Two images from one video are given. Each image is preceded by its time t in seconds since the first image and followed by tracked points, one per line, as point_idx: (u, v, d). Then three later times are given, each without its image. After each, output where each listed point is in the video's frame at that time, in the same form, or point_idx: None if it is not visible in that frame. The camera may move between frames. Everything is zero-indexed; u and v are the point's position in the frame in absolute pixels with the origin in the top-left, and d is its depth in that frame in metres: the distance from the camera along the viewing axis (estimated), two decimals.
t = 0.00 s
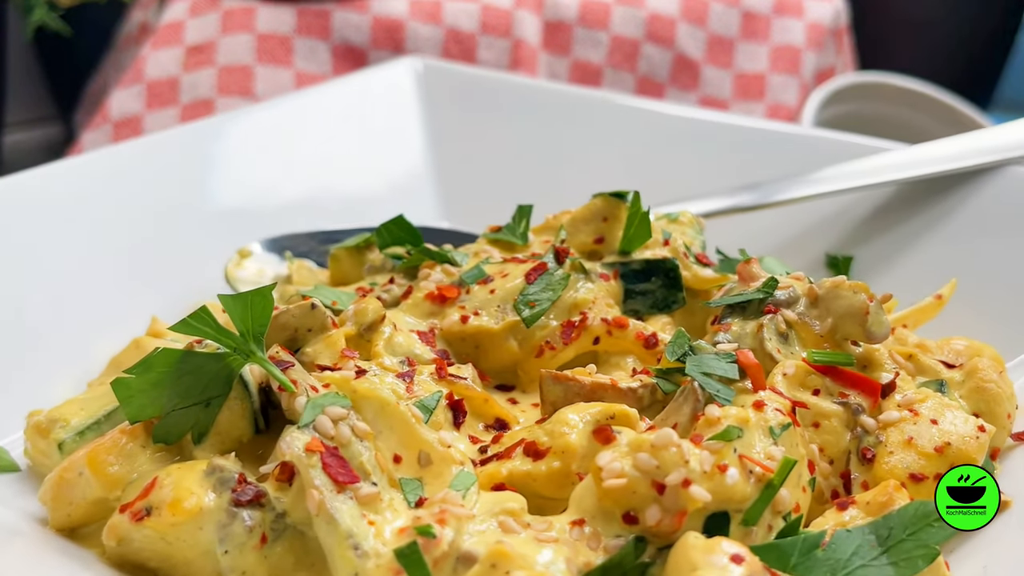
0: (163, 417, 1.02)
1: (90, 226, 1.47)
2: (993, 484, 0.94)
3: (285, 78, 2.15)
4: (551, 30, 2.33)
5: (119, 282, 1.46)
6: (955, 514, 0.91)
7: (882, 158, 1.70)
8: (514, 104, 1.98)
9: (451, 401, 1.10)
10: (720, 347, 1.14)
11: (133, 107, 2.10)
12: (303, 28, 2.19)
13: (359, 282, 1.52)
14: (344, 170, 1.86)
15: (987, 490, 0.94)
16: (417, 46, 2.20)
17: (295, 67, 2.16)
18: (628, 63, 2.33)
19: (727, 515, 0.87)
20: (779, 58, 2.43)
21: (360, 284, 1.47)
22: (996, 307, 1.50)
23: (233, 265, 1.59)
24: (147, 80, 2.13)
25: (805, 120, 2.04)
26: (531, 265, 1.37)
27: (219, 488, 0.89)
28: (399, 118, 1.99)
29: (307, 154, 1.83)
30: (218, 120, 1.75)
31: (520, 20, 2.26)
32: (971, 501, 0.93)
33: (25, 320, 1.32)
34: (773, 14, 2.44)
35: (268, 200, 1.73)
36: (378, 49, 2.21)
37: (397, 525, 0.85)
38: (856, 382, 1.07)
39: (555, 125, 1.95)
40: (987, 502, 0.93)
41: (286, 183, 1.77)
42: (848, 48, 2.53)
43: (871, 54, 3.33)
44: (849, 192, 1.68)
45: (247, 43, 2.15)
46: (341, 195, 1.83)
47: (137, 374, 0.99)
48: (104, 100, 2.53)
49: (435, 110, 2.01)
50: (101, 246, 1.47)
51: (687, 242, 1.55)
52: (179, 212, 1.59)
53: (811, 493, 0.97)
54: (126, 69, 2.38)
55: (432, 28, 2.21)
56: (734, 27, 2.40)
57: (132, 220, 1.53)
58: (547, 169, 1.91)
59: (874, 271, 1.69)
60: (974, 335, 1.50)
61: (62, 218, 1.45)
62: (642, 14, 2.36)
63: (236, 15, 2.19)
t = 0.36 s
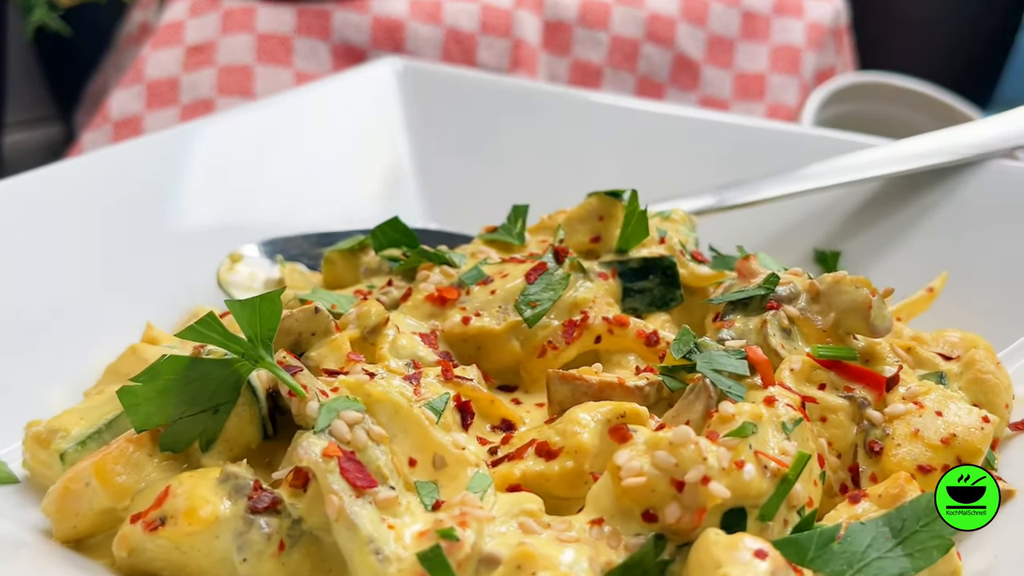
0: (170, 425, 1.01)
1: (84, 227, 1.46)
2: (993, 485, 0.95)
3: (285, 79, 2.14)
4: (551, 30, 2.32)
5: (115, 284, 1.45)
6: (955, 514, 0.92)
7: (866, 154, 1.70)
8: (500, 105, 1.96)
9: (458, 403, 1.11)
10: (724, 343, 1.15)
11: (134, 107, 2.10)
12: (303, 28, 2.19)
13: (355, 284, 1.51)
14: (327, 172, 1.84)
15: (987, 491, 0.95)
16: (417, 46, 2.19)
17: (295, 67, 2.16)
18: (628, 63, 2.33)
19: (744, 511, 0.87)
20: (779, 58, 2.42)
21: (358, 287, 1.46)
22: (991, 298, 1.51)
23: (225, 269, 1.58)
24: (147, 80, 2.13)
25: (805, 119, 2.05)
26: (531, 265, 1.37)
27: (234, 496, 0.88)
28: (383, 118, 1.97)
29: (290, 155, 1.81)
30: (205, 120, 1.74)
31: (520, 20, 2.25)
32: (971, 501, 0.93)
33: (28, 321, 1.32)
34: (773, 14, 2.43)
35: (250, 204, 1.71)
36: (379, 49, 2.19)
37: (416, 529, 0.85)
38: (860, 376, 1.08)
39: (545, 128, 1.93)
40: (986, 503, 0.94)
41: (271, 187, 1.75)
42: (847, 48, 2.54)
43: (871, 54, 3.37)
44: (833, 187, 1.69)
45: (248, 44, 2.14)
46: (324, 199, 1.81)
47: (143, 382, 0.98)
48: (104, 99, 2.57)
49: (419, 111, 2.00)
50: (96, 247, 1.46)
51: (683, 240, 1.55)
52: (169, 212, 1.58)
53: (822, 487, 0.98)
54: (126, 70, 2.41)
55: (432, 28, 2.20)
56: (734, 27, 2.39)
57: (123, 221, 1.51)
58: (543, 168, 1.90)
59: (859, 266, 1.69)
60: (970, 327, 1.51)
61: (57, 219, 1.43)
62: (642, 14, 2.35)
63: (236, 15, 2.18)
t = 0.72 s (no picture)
0: (178, 433, 0.99)
1: (76, 231, 1.45)
2: (993, 484, 0.96)
3: (285, 78, 2.16)
4: (551, 30, 2.32)
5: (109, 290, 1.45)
6: (955, 514, 0.89)
7: (849, 150, 1.71)
8: (488, 106, 1.95)
9: (466, 404, 1.10)
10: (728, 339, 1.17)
11: (134, 107, 2.12)
12: (303, 28, 2.20)
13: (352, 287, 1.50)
14: (312, 176, 1.83)
15: (988, 491, 0.95)
16: (417, 46, 2.20)
17: (295, 67, 2.17)
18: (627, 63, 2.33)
19: (759, 506, 0.88)
20: (779, 58, 2.41)
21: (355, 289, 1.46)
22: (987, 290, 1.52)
23: (218, 274, 1.56)
24: (147, 81, 2.15)
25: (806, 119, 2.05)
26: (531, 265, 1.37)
27: (251, 502, 0.88)
28: (365, 119, 1.96)
29: (274, 158, 1.80)
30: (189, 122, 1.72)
31: (520, 20, 2.26)
32: (970, 502, 0.92)
33: (24, 327, 1.31)
34: (773, 14, 2.43)
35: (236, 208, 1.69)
36: (379, 48, 2.20)
37: (435, 532, 0.85)
38: (864, 370, 1.09)
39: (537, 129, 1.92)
40: (986, 503, 0.94)
41: (257, 190, 1.74)
42: (848, 48, 2.53)
43: (871, 55, 3.27)
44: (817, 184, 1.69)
45: (248, 44, 2.16)
46: (310, 203, 1.80)
47: (151, 390, 0.97)
48: (104, 99, 2.59)
49: (404, 112, 1.98)
50: (87, 252, 1.45)
51: (679, 238, 1.55)
52: (160, 217, 1.57)
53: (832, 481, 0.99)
54: (126, 70, 2.43)
55: (432, 28, 2.21)
56: (734, 26, 2.39)
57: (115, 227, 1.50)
58: (540, 169, 1.89)
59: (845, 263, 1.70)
60: (964, 320, 1.52)
61: (49, 223, 1.42)
62: (642, 14, 2.36)
63: (236, 14, 2.20)
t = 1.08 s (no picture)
0: (185, 440, 0.99)
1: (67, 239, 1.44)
2: (992, 484, 0.96)
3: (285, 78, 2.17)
4: (551, 30, 2.33)
5: (101, 297, 1.43)
6: (955, 514, 0.89)
7: (833, 147, 1.73)
8: (475, 106, 1.94)
9: (473, 405, 1.10)
10: (730, 336, 1.18)
11: (133, 107, 2.15)
12: (303, 28, 2.21)
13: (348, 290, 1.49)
14: (299, 178, 1.83)
15: (988, 491, 0.95)
16: (417, 46, 2.20)
17: (295, 67, 2.19)
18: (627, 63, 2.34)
19: (772, 502, 0.89)
20: (779, 58, 2.43)
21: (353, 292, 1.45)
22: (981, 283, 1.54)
23: (212, 277, 1.54)
24: (147, 80, 2.18)
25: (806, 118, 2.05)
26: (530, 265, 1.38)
27: (266, 508, 0.87)
28: (349, 122, 1.95)
29: (260, 161, 1.79)
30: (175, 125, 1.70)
31: (520, 20, 2.26)
32: (971, 501, 0.92)
33: (19, 331, 1.31)
34: (773, 14, 2.44)
35: (224, 212, 1.68)
36: (378, 49, 2.20)
37: (452, 534, 0.85)
38: (867, 364, 1.11)
39: (526, 128, 1.90)
40: (986, 503, 0.94)
41: (244, 193, 1.73)
42: (848, 48, 2.54)
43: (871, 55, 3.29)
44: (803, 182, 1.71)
45: (248, 44, 2.17)
46: (298, 207, 1.79)
47: (158, 398, 0.96)
48: (104, 100, 2.61)
49: (390, 113, 1.98)
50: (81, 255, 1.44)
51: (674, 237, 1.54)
52: (150, 223, 1.55)
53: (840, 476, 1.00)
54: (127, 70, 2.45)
55: (432, 28, 2.21)
56: (734, 26, 2.40)
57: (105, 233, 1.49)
58: (537, 169, 1.87)
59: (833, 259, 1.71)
60: (957, 314, 1.54)
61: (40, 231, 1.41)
62: (642, 14, 2.37)
63: (236, 15, 2.21)
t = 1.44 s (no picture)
0: (195, 448, 0.98)
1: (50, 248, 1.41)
2: (993, 484, 0.95)
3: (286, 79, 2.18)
4: (551, 30, 2.34)
5: (88, 312, 1.40)
6: (955, 514, 0.90)
7: (816, 144, 1.74)
8: (459, 106, 1.94)
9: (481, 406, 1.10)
10: (733, 332, 1.19)
11: (133, 107, 2.16)
12: (303, 28, 2.21)
13: (346, 293, 1.48)
14: (286, 181, 1.81)
15: (988, 491, 0.95)
16: (417, 47, 2.20)
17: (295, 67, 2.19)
18: (627, 62, 2.35)
19: (786, 496, 0.89)
20: (779, 58, 2.45)
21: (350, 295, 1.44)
22: (973, 277, 1.56)
23: (204, 281, 1.53)
24: (147, 80, 2.18)
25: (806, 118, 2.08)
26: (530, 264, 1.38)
27: (283, 514, 0.87)
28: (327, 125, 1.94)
29: (242, 164, 1.76)
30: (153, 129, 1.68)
31: (520, 20, 2.26)
32: (971, 502, 0.92)
33: (14, 336, 1.30)
34: (773, 14, 2.46)
35: (206, 217, 1.65)
36: (378, 49, 2.20)
37: (472, 536, 0.85)
38: (869, 358, 1.11)
39: (524, 126, 1.90)
40: (986, 502, 0.94)
41: (227, 198, 1.70)
42: (848, 48, 2.57)
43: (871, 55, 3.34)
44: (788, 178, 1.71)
45: (248, 44, 2.18)
46: (282, 211, 1.77)
47: (168, 405, 0.95)
48: (104, 101, 2.62)
49: (376, 116, 1.97)
50: (73, 258, 1.43)
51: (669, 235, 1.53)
52: (133, 231, 1.53)
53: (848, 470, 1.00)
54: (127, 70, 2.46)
55: (432, 28, 2.21)
56: (734, 27, 2.41)
57: (88, 244, 1.46)
58: (529, 168, 1.87)
59: (821, 255, 1.71)
60: (946, 306, 1.56)
61: (22, 239, 1.39)
62: (642, 14, 2.38)
63: (236, 15, 2.21)
